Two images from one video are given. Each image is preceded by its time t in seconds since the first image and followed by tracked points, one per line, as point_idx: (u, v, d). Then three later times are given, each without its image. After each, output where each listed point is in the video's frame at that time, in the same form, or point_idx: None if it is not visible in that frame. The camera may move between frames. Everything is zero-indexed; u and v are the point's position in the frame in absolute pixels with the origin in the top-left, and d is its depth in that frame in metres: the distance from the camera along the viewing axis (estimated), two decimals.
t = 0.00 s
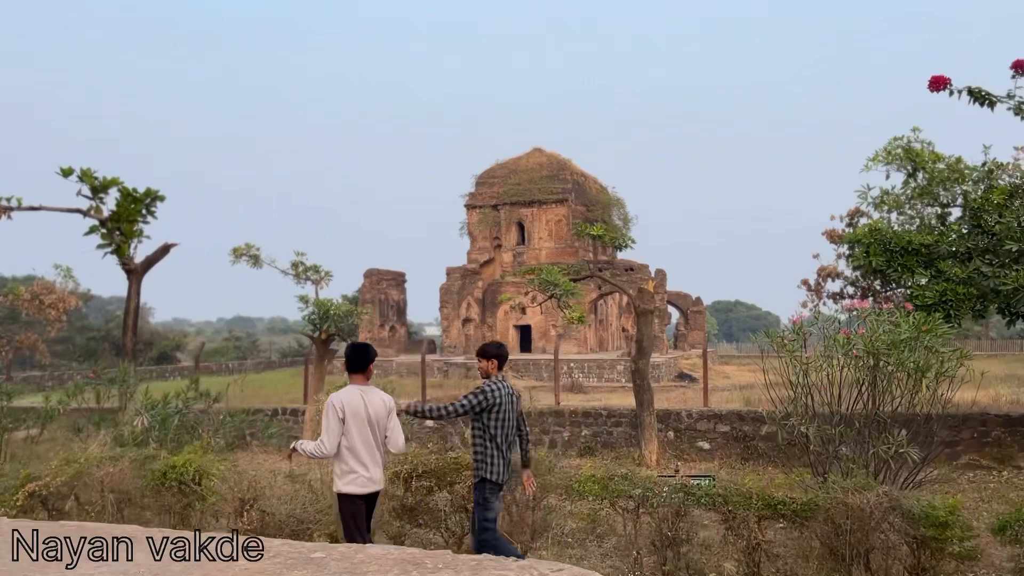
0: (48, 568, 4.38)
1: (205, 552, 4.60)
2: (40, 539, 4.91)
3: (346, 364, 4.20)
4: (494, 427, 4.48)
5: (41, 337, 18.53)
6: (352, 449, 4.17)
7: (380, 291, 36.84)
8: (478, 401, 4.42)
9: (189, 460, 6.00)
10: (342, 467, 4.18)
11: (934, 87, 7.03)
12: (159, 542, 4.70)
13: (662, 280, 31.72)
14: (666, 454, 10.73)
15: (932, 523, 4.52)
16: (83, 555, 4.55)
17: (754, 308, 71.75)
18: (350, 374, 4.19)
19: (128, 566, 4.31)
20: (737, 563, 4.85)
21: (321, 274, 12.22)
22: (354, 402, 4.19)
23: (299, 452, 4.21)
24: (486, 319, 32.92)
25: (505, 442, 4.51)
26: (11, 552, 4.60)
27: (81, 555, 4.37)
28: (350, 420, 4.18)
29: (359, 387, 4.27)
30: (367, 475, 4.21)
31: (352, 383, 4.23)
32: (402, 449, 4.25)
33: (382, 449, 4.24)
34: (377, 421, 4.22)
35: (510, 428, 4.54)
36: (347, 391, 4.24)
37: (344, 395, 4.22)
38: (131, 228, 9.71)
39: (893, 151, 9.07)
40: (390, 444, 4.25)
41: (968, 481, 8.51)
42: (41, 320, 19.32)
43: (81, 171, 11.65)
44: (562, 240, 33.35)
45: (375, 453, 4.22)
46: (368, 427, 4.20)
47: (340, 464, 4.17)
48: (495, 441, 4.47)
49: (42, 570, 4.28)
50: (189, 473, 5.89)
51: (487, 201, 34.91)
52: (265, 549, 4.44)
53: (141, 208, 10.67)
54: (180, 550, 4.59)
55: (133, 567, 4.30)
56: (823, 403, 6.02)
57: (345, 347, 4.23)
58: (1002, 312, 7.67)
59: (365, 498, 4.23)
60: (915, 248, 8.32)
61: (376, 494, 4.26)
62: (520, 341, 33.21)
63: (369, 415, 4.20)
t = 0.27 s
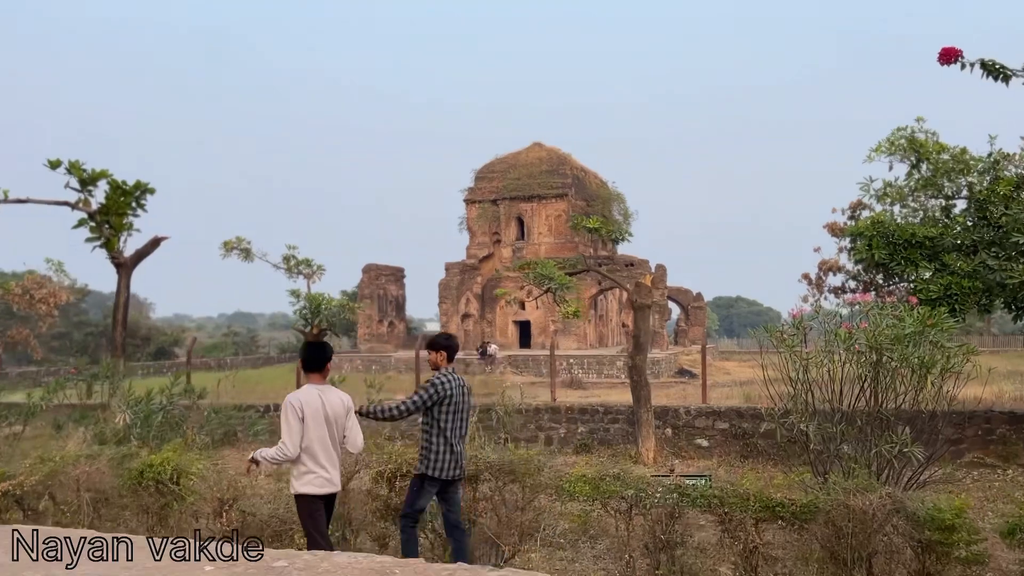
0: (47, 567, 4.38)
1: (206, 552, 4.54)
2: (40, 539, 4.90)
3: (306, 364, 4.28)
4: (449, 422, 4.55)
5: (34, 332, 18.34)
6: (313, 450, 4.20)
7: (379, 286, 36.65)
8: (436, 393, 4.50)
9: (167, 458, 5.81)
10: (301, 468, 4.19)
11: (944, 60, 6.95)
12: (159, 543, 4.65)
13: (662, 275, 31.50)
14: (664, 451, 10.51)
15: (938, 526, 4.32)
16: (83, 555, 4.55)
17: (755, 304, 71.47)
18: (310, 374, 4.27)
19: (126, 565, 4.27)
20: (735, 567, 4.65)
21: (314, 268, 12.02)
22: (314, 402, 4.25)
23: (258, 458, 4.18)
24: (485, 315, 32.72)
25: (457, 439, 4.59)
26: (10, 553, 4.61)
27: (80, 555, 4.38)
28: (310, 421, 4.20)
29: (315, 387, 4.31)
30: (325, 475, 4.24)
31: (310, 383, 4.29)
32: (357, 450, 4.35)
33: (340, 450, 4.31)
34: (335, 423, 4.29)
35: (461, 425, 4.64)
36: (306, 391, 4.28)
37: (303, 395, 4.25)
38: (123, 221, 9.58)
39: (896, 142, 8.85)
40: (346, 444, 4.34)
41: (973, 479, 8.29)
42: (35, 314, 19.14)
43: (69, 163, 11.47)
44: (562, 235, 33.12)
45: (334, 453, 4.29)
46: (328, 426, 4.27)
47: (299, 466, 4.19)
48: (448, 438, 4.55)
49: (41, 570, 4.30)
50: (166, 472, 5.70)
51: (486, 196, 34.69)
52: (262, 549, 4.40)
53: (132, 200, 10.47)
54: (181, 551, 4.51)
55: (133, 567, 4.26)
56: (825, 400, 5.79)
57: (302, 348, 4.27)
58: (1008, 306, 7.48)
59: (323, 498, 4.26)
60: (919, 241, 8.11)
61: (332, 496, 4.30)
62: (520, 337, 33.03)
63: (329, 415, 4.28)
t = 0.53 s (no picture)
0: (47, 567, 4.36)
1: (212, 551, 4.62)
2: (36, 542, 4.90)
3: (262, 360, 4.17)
4: (389, 429, 4.34)
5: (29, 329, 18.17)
6: (266, 450, 4.09)
7: (379, 282, 36.46)
8: (372, 400, 4.27)
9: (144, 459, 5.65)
10: (251, 467, 4.09)
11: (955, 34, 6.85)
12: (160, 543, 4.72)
13: (663, 271, 31.26)
14: (662, 450, 10.30)
15: (944, 533, 4.13)
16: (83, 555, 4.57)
17: (758, 300, 71.16)
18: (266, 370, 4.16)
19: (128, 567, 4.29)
20: None
21: (307, 264, 11.83)
22: (272, 399, 4.14)
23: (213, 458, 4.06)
24: (486, 311, 32.51)
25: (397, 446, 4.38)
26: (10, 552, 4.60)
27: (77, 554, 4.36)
28: (266, 419, 4.09)
29: (273, 383, 4.21)
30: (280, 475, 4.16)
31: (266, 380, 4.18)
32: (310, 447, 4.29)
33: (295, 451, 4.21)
34: (292, 422, 4.19)
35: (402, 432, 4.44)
36: (262, 387, 4.17)
37: (259, 391, 4.14)
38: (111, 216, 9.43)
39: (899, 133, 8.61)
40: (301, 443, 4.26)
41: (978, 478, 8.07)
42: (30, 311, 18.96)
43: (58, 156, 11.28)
44: (563, 230, 32.89)
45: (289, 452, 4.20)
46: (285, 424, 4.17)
47: (251, 465, 4.09)
48: (388, 445, 4.33)
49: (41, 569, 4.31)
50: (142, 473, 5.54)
51: (487, 191, 34.47)
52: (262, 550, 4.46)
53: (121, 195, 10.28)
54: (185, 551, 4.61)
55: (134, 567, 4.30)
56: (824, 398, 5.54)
57: (259, 343, 4.15)
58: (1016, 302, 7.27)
59: (270, 502, 4.16)
60: (923, 235, 7.88)
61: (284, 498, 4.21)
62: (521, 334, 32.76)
63: (286, 413, 4.18)
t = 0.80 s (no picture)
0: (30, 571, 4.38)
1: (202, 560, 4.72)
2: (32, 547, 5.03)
3: (216, 357, 4.00)
4: (334, 426, 4.19)
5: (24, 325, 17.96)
6: (225, 451, 3.93)
7: (380, 279, 36.25)
8: (314, 397, 4.13)
9: (124, 462, 5.53)
10: (209, 469, 3.94)
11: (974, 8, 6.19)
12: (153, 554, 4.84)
13: (666, 267, 31.04)
14: (664, 449, 10.07)
15: (959, 542, 3.96)
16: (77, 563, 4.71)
17: (763, 296, 71.00)
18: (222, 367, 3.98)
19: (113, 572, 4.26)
20: None
21: (302, 259, 11.60)
22: (229, 399, 3.95)
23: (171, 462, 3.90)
24: (488, 307, 32.28)
25: (344, 442, 4.25)
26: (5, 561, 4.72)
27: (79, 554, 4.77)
28: (223, 420, 3.93)
29: (231, 382, 4.02)
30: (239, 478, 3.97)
31: (224, 379, 4.01)
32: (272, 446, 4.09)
33: (258, 452, 4.03)
34: (253, 422, 4.01)
35: (349, 426, 4.30)
36: (221, 386, 3.98)
37: (216, 391, 3.95)
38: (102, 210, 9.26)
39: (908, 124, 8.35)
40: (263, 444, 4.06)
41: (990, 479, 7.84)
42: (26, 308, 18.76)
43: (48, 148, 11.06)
44: (565, 226, 32.66)
45: (252, 452, 4.01)
46: (245, 424, 3.98)
47: (209, 468, 3.92)
48: (334, 442, 4.19)
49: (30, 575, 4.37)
50: (124, 474, 5.42)
51: (489, 186, 34.22)
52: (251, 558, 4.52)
53: (112, 189, 10.09)
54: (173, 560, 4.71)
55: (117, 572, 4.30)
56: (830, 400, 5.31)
57: (213, 340, 4.00)
58: None
59: (229, 505, 3.99)
60: (933, 228, 7.64)
61: (247, 499, 4.01)
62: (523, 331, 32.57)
63: (246, 412, 3.99)
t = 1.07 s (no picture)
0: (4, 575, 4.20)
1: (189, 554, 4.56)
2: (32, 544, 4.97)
3: (158, 354, 3.85)
4: (282, 427, 4.11)
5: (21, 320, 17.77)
6: (166, 455, 3.75)
7: (382, 274, 36.05)
8: (261, 398, 4.04)
9: (105, 460, 5.33)
10: (150, 473, 3.75)
11: None
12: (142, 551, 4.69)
13: (670, 262, 30.81)
14: (666, 446, 9.86)
15: (979, 549, 3.76)
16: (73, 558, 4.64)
17: (766, 293, 70.73)
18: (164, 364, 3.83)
19: None
20: None
21: (298, 253, 11.40)
22: (171, 397, 3.79)
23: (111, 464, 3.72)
24: (491, 303, 32.08)
25: (292, 443, 4.18)
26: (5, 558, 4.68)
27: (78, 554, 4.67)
28: (166, 419, 3.76)
29: (173, 380, 3.86)
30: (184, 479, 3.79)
31: (165, 378, 3.85)
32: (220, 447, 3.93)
33: (203, 454, 3.86)
34: (197, 423, 3.84)
35: (296, 428, 4.24)
36: (163, 385, 3.82)
37: (158, 389, 3.79)
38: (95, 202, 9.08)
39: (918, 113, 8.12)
40: (210, 444, 3.89)
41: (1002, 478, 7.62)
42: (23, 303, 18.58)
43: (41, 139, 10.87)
44: (569, 221, 32.42)
45: (197, 453, 3.83)
46: (189, 423, 3.81)
47: (151, 470, 3.74)
48: (282, 443, 4.11)
49: None
50: (104, 473, 5.22)
51: (492, 181, 33.99)
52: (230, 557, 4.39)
53: (105, 181, 9.90)
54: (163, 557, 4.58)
55: None
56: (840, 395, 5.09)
57: (155, 338, 3.83)
58: None
59: (177, 508, 3.80)
60: (944, 219, 7.41)
61: (194, 501, 3.83)
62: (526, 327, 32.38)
63: (191, 411, 3.83)
